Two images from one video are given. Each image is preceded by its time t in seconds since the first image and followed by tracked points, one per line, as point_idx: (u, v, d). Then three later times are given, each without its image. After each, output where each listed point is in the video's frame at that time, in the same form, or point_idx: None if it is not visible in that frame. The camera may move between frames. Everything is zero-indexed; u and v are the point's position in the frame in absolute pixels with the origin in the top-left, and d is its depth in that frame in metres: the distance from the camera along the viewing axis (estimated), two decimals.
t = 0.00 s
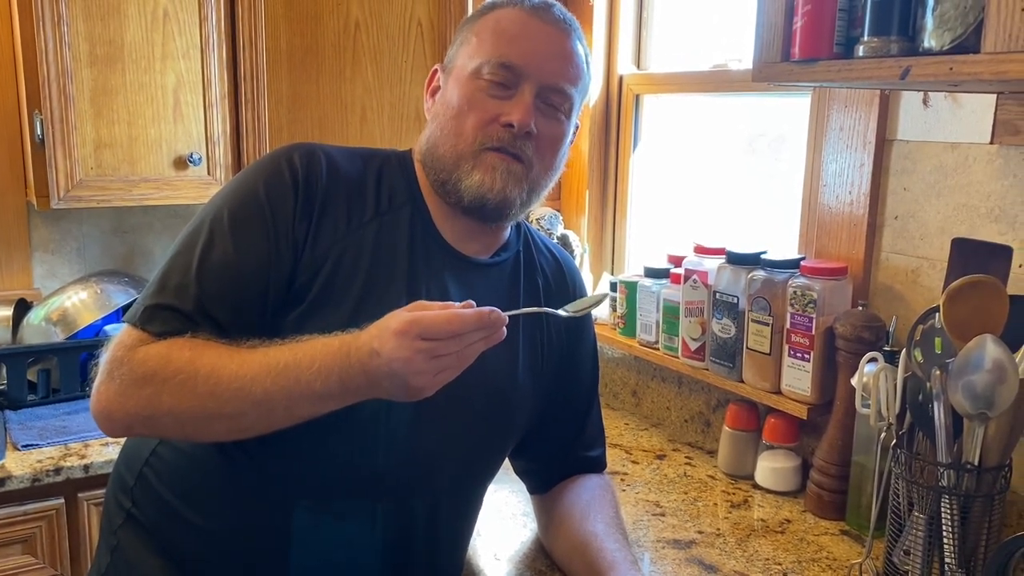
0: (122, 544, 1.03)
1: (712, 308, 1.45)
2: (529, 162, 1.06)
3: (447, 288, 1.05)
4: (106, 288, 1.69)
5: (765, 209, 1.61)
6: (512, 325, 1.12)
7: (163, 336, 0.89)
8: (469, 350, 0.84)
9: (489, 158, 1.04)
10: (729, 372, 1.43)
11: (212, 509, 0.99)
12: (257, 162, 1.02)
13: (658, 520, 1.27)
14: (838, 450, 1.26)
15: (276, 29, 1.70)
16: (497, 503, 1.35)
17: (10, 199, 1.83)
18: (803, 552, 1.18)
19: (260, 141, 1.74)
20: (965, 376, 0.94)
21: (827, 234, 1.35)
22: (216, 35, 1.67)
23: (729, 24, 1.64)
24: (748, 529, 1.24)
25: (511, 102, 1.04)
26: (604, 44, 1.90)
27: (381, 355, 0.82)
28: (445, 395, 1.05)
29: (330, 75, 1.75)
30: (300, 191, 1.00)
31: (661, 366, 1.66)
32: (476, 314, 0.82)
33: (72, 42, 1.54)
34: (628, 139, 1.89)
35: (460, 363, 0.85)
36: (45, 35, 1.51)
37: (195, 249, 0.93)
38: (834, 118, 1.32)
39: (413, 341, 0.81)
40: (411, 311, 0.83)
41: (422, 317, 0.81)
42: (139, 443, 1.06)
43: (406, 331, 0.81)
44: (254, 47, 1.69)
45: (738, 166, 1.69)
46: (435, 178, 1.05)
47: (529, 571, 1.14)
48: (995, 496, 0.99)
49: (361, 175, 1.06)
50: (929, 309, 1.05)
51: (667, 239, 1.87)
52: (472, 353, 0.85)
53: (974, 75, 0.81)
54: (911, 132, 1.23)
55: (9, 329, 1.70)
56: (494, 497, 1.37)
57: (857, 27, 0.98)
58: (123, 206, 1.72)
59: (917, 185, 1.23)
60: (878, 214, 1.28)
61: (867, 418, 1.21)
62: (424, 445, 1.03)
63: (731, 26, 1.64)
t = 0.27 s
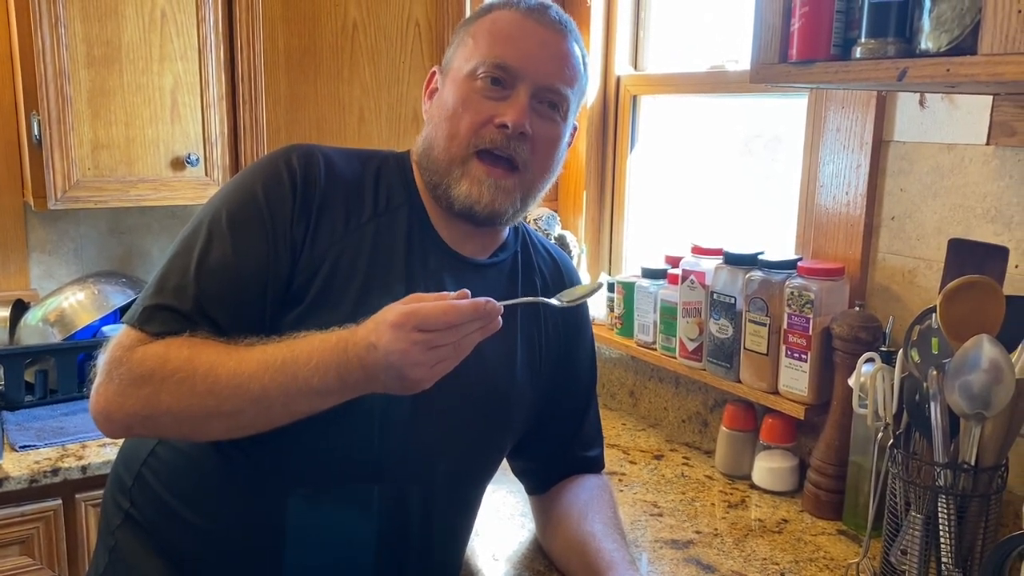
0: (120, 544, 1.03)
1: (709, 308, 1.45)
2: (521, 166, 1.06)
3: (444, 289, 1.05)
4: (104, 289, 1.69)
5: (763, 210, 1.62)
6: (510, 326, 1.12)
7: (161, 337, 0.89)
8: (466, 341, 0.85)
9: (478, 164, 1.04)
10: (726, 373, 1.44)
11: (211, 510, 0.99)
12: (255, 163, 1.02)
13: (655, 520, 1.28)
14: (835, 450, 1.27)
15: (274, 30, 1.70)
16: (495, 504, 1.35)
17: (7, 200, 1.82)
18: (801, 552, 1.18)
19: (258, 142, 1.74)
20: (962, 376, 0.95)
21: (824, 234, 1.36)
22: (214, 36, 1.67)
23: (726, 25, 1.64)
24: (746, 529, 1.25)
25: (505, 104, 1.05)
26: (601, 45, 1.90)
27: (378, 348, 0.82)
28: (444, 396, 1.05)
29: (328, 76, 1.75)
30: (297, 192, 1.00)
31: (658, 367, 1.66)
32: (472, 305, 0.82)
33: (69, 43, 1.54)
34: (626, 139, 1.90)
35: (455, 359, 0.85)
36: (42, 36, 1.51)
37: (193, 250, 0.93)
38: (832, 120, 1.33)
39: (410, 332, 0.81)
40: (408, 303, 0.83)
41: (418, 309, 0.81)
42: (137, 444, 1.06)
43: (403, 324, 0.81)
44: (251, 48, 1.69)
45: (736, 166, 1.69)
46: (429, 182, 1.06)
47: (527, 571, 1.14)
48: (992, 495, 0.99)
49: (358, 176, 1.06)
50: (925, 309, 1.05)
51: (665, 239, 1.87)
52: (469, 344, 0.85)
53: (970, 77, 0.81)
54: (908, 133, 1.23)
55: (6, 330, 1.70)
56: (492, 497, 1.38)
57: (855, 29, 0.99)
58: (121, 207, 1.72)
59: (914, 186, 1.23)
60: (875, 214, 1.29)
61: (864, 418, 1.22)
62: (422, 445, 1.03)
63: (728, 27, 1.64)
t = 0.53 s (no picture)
0: (116, 544, 1.03)
1: (705, 308, 1.45)
2: (521, 160, 1.06)
3: (440, 288, 1.05)
4: (100, 289, 1.68)
5: (759, 210, 1.62)
6: (506, 326, 1.12)
7: (157, 336, 0.89)
8: (461, 346, 0.84)
9: (480, 158, 1.04)
10: (723, 372, 1.44)
11: (206, 510, 0.99)
12: (251, 162, 1.02)
13: (652, 519, 1.28)
14: (831, 450, 1.27)
15: (271, 30, 1.70)
16: (492, 503, 1.35)
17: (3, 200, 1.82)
18: (797, 551, 1.18)
19: (254, 142, 1.74)
20: (958, 375, 0.95)
21: (820, 234, 1.36)
22: (210, 36, 1.67)
23: (723, 25, 1.65)
24: (742, 529, 1.25)
25: (502, 102, 1.05)
26: (598, 45, 1.90)
27: (374, 352, 0.81)
28: (440, 396, 1.05)
29: (324, 76, 1.75)
30: (293, 191, 1.00)
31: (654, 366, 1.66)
32: (467, 309, 0.81)
33: (65, 43, 1.53)
34: (622, 139, 1.90)
35: (450, 360, 0.84)
36: (38, 35, 1.50)
37: (189, 250, 0.93)
38: (828, 120, 1.33)
39: (405, 337, 0.80)
40: (403, 307, 0.82)
41: (412, 313, 0.80)
42: (133, 444, 1.06)
43: (397, 328, 0.80)
44: (248, 48, 1.69)
45: (732, 166, 1.69)
46: (428, 178, 1.06)
47: (524, 571, 1.14)
48: (987, 495, 1.00)
49: (354, 175, 1.06)
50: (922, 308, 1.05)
51: (661, 239, 1.87)
52: (465, 348, 0.84)
53: (965, 76, 0.81)
54: (904, 133, 1.23)
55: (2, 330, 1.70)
56: (488, 497, 1.38)
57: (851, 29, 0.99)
58: (117, 207, 1.72)
59: (909, 186, 1.24)
60: (871, 214, 1.29)
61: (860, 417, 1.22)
62: (419, 445, 1.03)
63: (724, 27, 1.64)
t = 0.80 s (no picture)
0: (111, 546, 1.03)
1: (700, 309, 1.46)
2: (514, 162, 1.06)
3: (435, 290, 1.05)
4: (95, 289, 1.68)
5: (754, 211, 1.62)
6: (500, 327, 1.12)
7: (151, 338, 0.88)
8: (456, 345, 0.83)
9: (474, 160, 1.04)
10: (718, 373, 1.44)
11: (201, 511, 0.99)
12: (245, 164, 1.02)
13: (647, 520, 1.28)
14: (826, 450, 1.27)
15: (266, 31, 1.70)
16: (487, 504, 1.35)
17: None
18: (792, 551, 1.18)
19: (250, 143, 1.74)
20: (951, 376, 0.95)
21: (815, 235, 1.36)
22: (205, 37, 1.67)
23: (718, 27, 1.65)
24: (737, 529, 1.25)
25: (496, 104, 1.05)
26: (594, 46, 1.90)
27: (368, 351, 0.81)
28: (435, 397, 1.05)
29: (319, 77, 1.76)
30: (288, 193, 1.00)
31: (650, 367, 1.66)
32: (461, 308, 0.81)
33: (60, 43, 1.53)
34: (618, 140, 1.90)
35: (445, 363, 0.84)
36: (33, 36, 1.50)
37: (183, 251, 0.93)
38: (822, 121, 1.33)
39: (399, 335, 0.80)
40: (398, 307, 0.83)
41: (408, 312, 0.80)
42: (128, 445, 1.06)
43: (391, 327, 0.80)
44: (243, 48, 1.69)
45: (727, 167, 1.70)
46: (422, 180, 1.06)
47: (519, 572, 1.14)
48: (981, 495, 1.00)
49: (349, 177, 1.06)
50: (916, 309, 1.06)
51: (657, 240, 1.88)
52: (459, 347, 0.84)
53: (958, 78, 0.81)
54: (898, 134, 1.24)
55: None
56: (484, 498, 1.38)
57: (845, 30, 0.99)
58: (112, 208, 1.71)
59: (904, 187, 1.24)
60: (865, 215, 1.29)
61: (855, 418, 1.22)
62: (414, 446, 1.03)
63: (720, 28, 1.65)
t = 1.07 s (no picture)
0: (105, 548, 1.03)
1: (695, 312, 1.46)
2: (508, 163, 1.07)
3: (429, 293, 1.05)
4: (90, 292, 1.68)
5: (749, 213, 1.63)
6: (495, 330, 1.12)
7: (145, 340, 0.89)
8: (449, 343, 0.84)
9: (467, 160, 1.04)
10: (712, 376, 1.45)
11: (195, 514, 0.99)
12: (240, 167, 1.02)
13: (642, 522, 1.28)
14: (820, 452, 1.28)
15: (262, 34, 1.70)
16: (482, 507, 1.35)
17: None
18: (786, 553, 1.19)
19: (245, 145, 1.74)
20: (944, 378, 0.96)
21: (809, 238, 1.37)
22: (201, 40, 1.67)
23: (712, 30, 1.66)
24: (731, 531, 1.25)
25: (490, 105, 1.06)
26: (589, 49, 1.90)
27: (361, 350, 0.81)
28: (430, 399, 1.05)
29: (315, 79, 1.76)
30: (282, 196, 1.00)
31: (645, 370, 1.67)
32: (454, 305, 0.81)
33: (56, 46, 1.53)
34: (613, 143, 1.90)
35: (436, 364, 0.85)
36: (28, 39, 1.50)
37: (178, 254, 0.93)
38: (816, 124, 1.34)
39: (393, 334, 0.80)
40: (390, 305, 0.83)
41: (399, 311, 0.81)
42: (122, 448, 1.06)
43: (384, 326, 0.80)
44: (239, 51, 1.69)
45: (722, 170, 1.70)
46: (415, 180, 1.06)
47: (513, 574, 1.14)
48: (974, 497, 1.00)
49: (344, 180, 1.07)
50: (909, 312, 1.07)
51: (652, 243, 1.88)
52: (452, 345, 0.85)
53: (949, 83, 0.82)
54: (891, 137, 1.24)
55: None
56: (479, 500, 1.38)
57: (837, 34, 1.00)
58: (107, 210, 1.71)
59: (897, 191, 1.24)
60: (859, 219, 1.30)
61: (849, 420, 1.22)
62: (408, 449, 1.04)
63: (714, 31, 1.65)
